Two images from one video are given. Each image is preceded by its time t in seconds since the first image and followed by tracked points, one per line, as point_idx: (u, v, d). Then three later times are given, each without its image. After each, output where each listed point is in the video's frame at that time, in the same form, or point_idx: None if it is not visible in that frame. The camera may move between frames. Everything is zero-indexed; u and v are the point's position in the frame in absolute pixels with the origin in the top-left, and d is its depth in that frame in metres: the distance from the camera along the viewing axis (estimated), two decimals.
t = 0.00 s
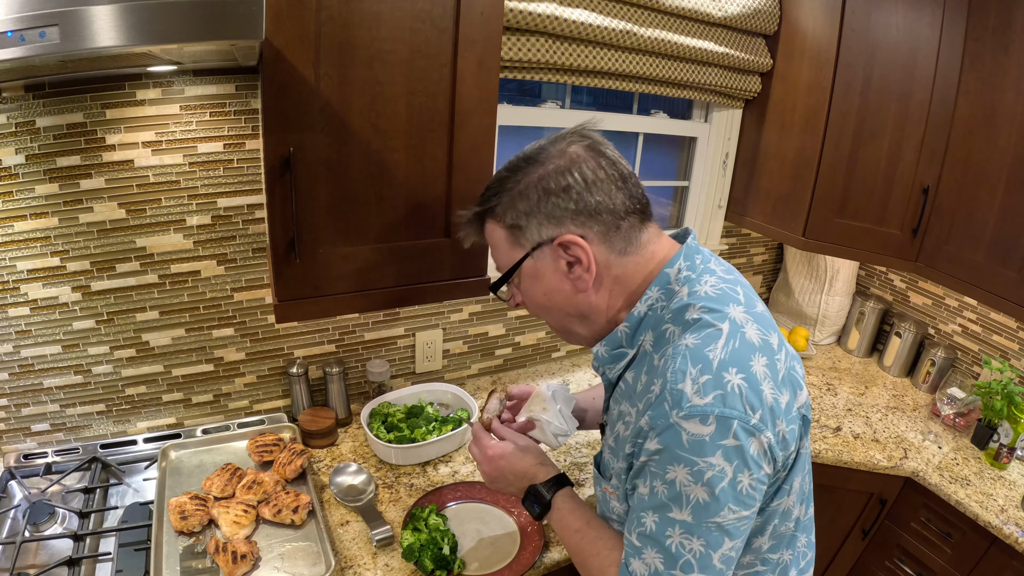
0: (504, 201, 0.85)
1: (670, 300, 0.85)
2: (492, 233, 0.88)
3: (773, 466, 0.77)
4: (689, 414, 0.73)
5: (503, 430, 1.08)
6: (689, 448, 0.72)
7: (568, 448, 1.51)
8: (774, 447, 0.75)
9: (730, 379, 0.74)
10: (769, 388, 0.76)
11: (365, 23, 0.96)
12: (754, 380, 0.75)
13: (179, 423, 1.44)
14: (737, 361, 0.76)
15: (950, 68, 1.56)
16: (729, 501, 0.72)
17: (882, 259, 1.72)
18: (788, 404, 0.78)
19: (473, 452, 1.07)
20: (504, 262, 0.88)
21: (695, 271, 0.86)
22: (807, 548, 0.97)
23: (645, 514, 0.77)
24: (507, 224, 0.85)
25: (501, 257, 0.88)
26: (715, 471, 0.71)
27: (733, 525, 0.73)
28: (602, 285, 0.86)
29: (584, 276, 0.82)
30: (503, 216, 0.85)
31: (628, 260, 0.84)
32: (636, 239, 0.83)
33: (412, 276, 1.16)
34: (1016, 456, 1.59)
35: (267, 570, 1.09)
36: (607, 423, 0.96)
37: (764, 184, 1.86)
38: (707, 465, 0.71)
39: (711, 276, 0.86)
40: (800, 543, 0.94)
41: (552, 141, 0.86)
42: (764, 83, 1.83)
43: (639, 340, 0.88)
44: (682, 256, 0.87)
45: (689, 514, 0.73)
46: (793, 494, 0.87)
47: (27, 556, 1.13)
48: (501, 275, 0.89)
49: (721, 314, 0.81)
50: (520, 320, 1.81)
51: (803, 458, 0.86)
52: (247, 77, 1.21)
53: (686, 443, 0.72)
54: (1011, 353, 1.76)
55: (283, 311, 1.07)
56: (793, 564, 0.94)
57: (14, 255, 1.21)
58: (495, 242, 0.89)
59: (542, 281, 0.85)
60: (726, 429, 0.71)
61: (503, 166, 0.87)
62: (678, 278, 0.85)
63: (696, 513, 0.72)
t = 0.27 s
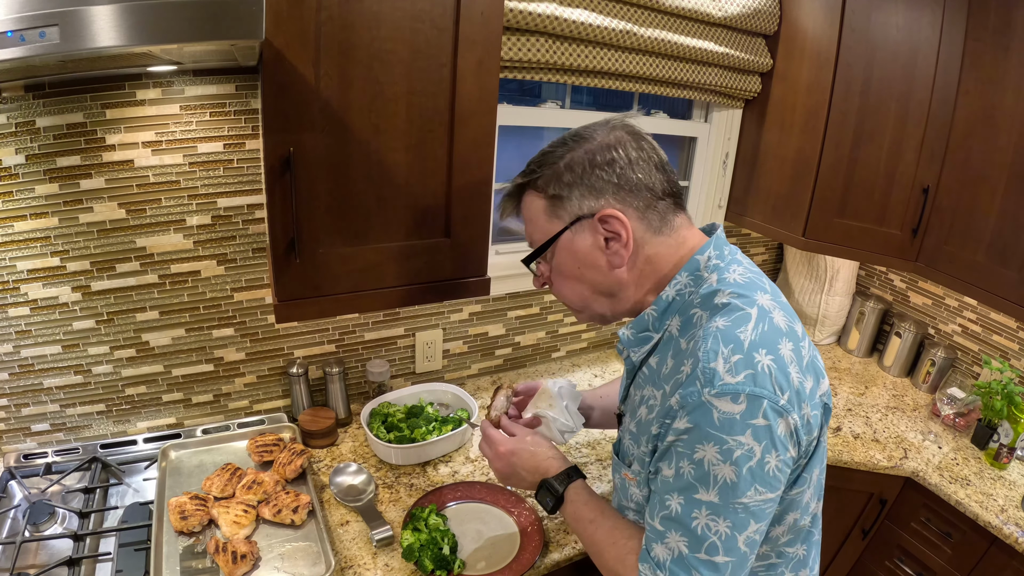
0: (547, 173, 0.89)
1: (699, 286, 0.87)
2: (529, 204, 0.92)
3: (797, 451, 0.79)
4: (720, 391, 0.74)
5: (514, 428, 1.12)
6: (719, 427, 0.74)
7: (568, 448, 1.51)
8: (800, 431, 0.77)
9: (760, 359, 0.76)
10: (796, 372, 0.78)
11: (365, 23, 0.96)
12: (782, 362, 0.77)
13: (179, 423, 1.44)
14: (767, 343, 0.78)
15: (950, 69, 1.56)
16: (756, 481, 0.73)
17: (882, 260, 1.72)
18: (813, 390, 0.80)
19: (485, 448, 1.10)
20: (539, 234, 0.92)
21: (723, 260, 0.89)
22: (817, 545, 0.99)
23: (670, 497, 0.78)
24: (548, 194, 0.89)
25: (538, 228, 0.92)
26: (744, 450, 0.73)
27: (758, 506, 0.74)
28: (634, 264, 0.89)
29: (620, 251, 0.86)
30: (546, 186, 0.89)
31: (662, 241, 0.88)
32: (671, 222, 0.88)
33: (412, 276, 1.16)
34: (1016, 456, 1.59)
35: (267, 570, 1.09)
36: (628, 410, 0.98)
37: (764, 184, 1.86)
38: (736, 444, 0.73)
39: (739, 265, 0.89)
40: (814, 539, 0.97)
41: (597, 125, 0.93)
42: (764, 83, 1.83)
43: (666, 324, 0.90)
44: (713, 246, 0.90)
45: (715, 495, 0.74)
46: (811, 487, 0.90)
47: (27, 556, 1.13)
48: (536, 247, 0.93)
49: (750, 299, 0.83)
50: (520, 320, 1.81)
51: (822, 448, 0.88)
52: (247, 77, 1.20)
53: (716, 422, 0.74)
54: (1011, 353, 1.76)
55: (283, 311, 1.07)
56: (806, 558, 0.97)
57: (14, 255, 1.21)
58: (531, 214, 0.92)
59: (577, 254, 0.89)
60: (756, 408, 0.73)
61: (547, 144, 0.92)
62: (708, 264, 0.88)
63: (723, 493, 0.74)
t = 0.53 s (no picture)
0: (580, 154, 0.89)
1: (724, 275, 0.87)
2: (560, 185, 0.91)
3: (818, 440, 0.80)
4: (749, 377, 0.74)
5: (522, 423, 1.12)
6: (747, 413, 0.74)
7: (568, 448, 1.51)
8: (823, 420, 0.78)
9: (788, 347, 0.77)
10: (821, 361, 0.78)
11: (365, 22, 0.96)
12: (809, 352, 0.78)
13: (179, 423, 1.44)
14: (794, 332, 0.79)
15: (950, 69, 1.56)
16: (781, 468, 0.74)
17: (881, 259, 1.72)
18: (835, 381, 0.81)
19: (496, 443, 1.10)
20: (568, 216, 0.91)
21: (748, 252, 0.89)
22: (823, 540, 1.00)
23: (692, 484, 0.78)
24: (580, 176, 0.89)
25: (568, 210, 0.91)
26: (771, 436, 0.73)
27: (781, 493, 0.75)
28: (662, 251, 0.89)
29: (649, 237, 0.86)
30: (579, 167, 0.89)
31: (691, 230, 0.88)
32: (701, 212, 0.88)
33: (413, 276, 1.16)
34: (1016, 456, 1.59)
35: (266, 570, 1.09)
36: (643, 398, 0.98)
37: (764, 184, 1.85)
38: (763, 430, 0.73)
39: (764, 257, 0.89)
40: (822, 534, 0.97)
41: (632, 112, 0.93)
42: (764, 83, 1.83)
43: (688, 312, 0.90)
44: (738, 237, 0.89)
45: (740, 482, 0.74)
46: (826, 480, 0.90)
47: (27, 556, 1.13)
48: (564, 229, 0.92)
49: (776, 289, 0.83)
50: (520, 320, 1.81)
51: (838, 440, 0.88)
52: (247, 77, 1.21)
53: (744, 408, 0.74)
54: (1011, 353, 1.76)
55: (283, 311, 1.07)
56: (813, 553, 0.97)
57: (14, 255, 1.21)
58: (560, 195, 0.92)
59: (606, 238, 0.88)
60: (785, 395, 0.73)
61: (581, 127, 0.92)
62: (733, 255, 0.88)
63: (748, 480, 0.74)
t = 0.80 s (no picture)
0: (599, 147, 0.89)
1: (738, 272, 0.86)
2: (577, 177, 0.91)
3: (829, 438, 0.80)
4: (765, 373, 0.75)
5: (524, 426, 1.12)
6: (762, 409, 0.74)
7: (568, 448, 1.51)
8: (835, 418, 0.78)
9: (802, 345, 0.77)
10: (834, 359, 0.79)
11: (365, 23, 0.96)
12: (822, 349, 0.78)
13: (179, 423, 1.44)
14: (808, 330, 0.79)
15: (950, 69, 1.56)
16: (794, 465, 0.74)
17: (881, 260, 1.72)
18: (845, 379, 0.81)
19: (500, 449, 1.09)
20: (584, 209, 0.90)
21: (761, 250, 0.89)
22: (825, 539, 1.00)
23: (705, 481, 0.78)
24: (598, 169, 0.88)
25: (585, 203, 0.90)
26: (785, 433, 0.73)
27: (793, 490, 0.75)
28: (677, 246, 0.89)
29: (667, 233, 0.86)
30: (598, 159, 0.88)
31: (707, 227, 0.88)
32: (717, 210, 0.89)
33: (414, 276, 1.16)
34: (1016, 456, 1.59)
35: (266, 570, 1.09)
36: (652, 394, 0.97)
37: (764, 184, 1.85)
38: (777, 426, 0.73)
39: (776, 255, 0.89)
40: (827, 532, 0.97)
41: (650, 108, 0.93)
42: (764, 83, 1.83)
43: (700, 309, 0.89)
44: (752, 235, 0.89)
45: (753, 479, 0.74)
46: (833, 478, 0.90)
47: (27, 556, 1.13)
48: (580, 222, 0.92)
49: (789, 287, 0.83)
50: (520, 320, 1.81)
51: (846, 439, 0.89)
52: (247, 77, 1.21)
53: (760, 404, 0.74)
54: (1011, 353, 1.76)
55: (283, 311, 1.07)
56: (817, 551, 0.97)
57: (14, 255, 1.21)
58: (577, 187, 0.91)
59: (623, 232, 0.87)
60: (799, 392, 0.74)
61: (599, 121, 0.92)
62: (747, 252, 0.87)
63: (761, 477, 0.74)
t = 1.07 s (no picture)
0: (614, 139, 0.88)
1: (746, 268, 0.87)
2: (590, 169, 0.90)
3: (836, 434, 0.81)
4: (774, 367, 0.75)
5: (526, 430, 1.11)
6: (771, 404, 0.74)
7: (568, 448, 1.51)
8: (842, 413, 0.78)
9: (811, 340, 0.77)
10: (841, 355, 0.80)
11: (365, 22, 0.96)
12: (830, 345, 0.79)
13: (179, 423, 1.44)
14: (816, 326, 0.80)
15: (950, 69, 1.56)
16: (802, 460, 0.74)
17: (881, 260, 1.72)
18: (852, 375, 0.82)
19: (503, 454, 1.09)
20: (596, 202, 0.90)
21: (769, 247, 0.89)
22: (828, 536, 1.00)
23: (713, 476, 0.78)
24: (612, 161, 0.87)
25: (597, 194, 0.89)
26: (794, 427, 0.73)
27: (801, 485, 0.75)
28: (689, 241, 0.88)
29: (679, 226, 0.86)
30: (613, 152, 0.87)
31: (719, 223, 0.88)
32: (730, 206, 0.88)
33: (414, 276, 1.16)
34: (1016, 456, 1.59)
35: (266, 570, 1.09)
36: (658, 389, 0.98)
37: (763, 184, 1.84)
38: (786, 421, 0.73)
39: (784, 252, 0.90)
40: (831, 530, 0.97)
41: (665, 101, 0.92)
42: (764, 83, 1.83)
43: (708, 304, 0.90)
44: (760, 231, 0.89)
45: (762, 474, 0.74)
46: (838, 475, 0.91)
47: (27, 556, 1.13)
48: (591, 216, 0.91)
49: (797, 283, 0.84)
50: (520, 320, 1.81)
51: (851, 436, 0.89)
52: (247, 77, 1.21)
53: (769, 398, 0.75)
54: (1011, 353, 1.76)
55: (283, 311, 1.07)
56: (821, 549, 0.98)
57: (14, 255, 1.21)
58: (589, 179, 0.90)
59: (635, 225, 0.87)
60: (808, 387, 0.74)
61: (614, 113, 0.91)
62: (756, 248, 0.87)
63: (769, 472, 0.74)
